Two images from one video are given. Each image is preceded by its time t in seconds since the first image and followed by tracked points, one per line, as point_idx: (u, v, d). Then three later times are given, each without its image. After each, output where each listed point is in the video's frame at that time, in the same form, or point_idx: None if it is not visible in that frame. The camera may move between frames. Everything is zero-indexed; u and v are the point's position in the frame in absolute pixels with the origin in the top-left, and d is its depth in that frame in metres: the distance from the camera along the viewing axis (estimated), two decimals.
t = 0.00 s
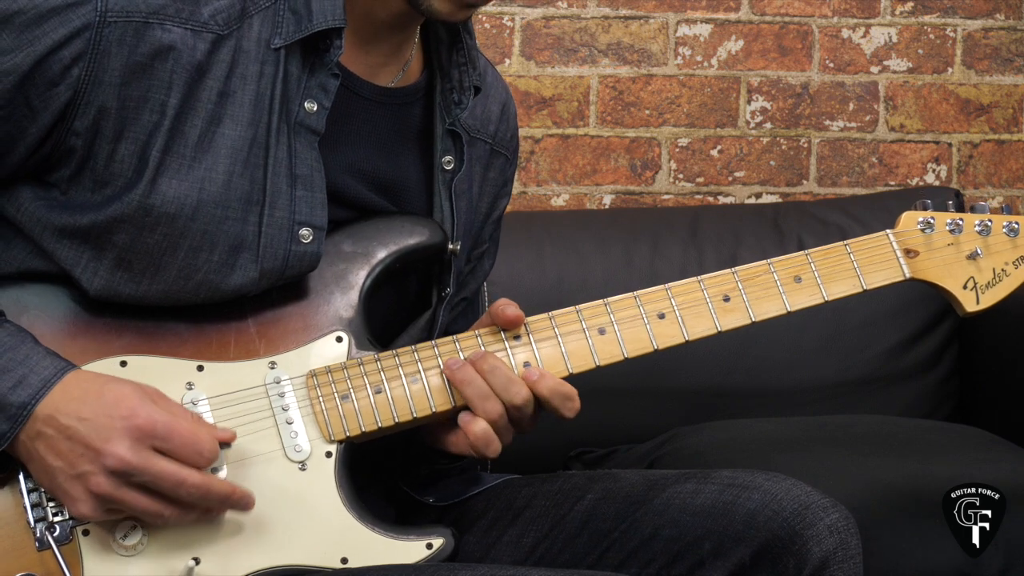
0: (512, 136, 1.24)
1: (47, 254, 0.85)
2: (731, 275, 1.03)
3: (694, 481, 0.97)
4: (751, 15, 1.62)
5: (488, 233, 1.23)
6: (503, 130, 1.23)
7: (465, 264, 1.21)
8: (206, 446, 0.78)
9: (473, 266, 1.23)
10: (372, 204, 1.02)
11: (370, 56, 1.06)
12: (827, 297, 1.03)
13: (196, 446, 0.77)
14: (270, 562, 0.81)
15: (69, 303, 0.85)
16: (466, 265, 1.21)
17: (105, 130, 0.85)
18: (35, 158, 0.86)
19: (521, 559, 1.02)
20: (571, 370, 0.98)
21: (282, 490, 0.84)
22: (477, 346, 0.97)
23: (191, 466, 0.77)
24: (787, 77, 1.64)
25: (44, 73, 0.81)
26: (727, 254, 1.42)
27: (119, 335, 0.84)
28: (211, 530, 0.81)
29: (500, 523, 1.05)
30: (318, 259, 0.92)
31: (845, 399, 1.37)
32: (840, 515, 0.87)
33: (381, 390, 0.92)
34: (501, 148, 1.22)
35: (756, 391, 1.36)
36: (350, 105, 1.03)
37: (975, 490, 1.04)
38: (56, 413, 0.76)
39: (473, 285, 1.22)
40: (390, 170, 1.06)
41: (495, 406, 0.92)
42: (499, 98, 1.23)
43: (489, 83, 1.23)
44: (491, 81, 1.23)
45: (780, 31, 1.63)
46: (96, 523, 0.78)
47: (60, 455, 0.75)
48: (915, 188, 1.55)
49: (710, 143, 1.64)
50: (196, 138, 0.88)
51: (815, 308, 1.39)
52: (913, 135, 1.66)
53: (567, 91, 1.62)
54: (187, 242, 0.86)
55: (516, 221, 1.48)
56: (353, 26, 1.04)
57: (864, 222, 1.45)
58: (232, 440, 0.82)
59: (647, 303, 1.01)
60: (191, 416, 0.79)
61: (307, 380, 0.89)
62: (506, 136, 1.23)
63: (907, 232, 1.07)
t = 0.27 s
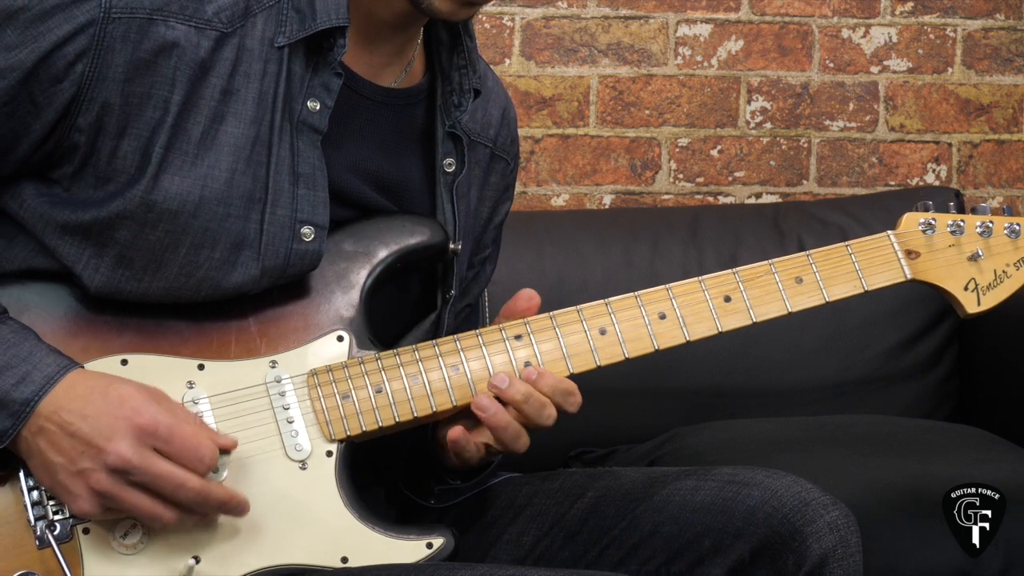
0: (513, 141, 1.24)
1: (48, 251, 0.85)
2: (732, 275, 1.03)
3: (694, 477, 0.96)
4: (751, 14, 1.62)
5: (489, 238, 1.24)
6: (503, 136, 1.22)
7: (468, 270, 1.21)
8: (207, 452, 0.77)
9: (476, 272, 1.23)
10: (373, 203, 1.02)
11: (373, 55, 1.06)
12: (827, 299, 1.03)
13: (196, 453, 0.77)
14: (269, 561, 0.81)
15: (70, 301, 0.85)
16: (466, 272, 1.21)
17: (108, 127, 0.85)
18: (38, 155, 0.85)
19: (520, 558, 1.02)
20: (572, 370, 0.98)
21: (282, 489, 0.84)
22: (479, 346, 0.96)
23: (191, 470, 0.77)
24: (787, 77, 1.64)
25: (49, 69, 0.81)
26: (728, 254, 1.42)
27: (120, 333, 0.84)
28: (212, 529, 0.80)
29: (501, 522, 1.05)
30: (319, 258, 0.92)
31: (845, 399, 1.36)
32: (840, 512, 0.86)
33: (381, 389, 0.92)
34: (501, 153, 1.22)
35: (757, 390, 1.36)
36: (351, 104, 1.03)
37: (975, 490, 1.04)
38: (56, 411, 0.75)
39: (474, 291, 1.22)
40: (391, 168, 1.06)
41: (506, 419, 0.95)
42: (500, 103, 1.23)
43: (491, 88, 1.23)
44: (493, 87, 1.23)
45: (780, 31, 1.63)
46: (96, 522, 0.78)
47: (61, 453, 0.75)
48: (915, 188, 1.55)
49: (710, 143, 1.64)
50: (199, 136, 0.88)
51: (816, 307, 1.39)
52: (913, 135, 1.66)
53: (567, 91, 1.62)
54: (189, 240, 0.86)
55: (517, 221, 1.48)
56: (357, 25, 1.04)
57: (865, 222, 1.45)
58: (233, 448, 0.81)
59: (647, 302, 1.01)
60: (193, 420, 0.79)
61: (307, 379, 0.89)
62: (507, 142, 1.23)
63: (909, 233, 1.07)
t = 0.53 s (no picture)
0: (513, 151, 1.24)
1: (48, 250, 0.85)
2: (732, 273, 1.03)
3: (695, 481, 0.96)
4: (751, 14, 1.62)
5: (489, 246, 1.24)
6: (503, 144, 1.23)
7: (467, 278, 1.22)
8: (208, 429, 0.78)
9: (476, 280, 1.23)
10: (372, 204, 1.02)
11: (374, 59, 1.06)
12: (828, 295, 1.03)
13: (198, 429, 0.77)
14: (268, 561, 0.81)
15: (70, 300, 0.85)
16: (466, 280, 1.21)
17: (109, 126, 0.86)
18: (39, 153, 0.86)
19: (521, 559, 1.03)
20: (570, 369, 0.98)
21: (280, 488, 0.84)
22: (477, 346, 0.96)
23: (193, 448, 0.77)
24: (787, 77, 1.64)
25: (51, 67, 0.82)
26: (727, 254, 1.42)
27: (118, 332, 0.84)
28: (211, 526, 0.81)
29: (501, 523, 1.06)
30: (318, 259, 0.92)
31: (845, 399, 1.36)
32: (841, 515, 0.86)
33: (379, 388, 0.92)
34: (501, 161, 1.23)
35: (757, 390, 1.36)
36: (351, 104, 1.03)
37: (975, 489, 1.04)
38: (55, 410, 0.76)
39: (473, 300, 1.23)
40: (390, 168, 1.06)
41: (505, 426, 0.95)
42: (501, 112, 1.23)
43: (492, 96, 1.23)
44: (495, 95, 1.24)
45: (780, 31, 1.63)
46: (94, 521, 0.78)
47: (58, 452, 0.75)
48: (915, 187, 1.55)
49: (710, 143, 1.64)
50: (199, 135, 0.88)
51: (815, 307, 1.39)
52: (913, 135, 1.66)
53: (567, 92, 1.62)
54: (188, 239, 0.86)
55: (516, 220, 1.48)
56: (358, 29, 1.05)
57: (864, 222, 1.44)
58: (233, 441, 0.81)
59: (646, 302, 1.01)
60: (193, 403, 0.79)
61: (305, 378, 0.89)
62: (507, 151, 1.23)
63: (910, 229, 1.07)
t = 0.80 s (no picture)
0: (514, 150, 1.24)
1: (50, 248, 0.85)
2: (734, 273, 1.03)
3: (695, 477, 0.96)
4: (751, 14, 1.62)
5: (490, 245, 1.24)
6: (504, 143, 1.22)
7: (468, 278, 1.21)
8: (204, 454, 0.77)
9: (476, 280, 1.23)
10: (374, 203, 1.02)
11: (376, 59, 1.06)
12: (829, 296, 1.03)
13: (194, 451, 0.76)
14: (269, 561, 0.81)
15: (71, 299, 0.85)
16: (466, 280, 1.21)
17: (110, 125, 0.85)
18: (41, 152, 0.85)
19: (521, 557, 1.02)
20: (573, 369, 0.98)
21: (282, 488, 0.84)
22: (480, 346, 0.96)
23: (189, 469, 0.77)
24: (787, 77, 1.64)
25: (53, 66, 0.81)
26: (727, 253, 1.42)
27: (120, 332, 0.84)
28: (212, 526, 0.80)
29: (502, 523, 1.05)
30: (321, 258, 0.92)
31: (846, 399, 1.36)
32: (841, 513, 0.86)
33: (382, 388, 0.92)
34: (502, 161, 1.22)
35: (757, 390, 1.36)
36: (353, 103, 1.03)
37: (975, 489, 1.04)
38: (57, 409, 0.75)
39: (474, 299, 1.22)
40: (392, 167, 1.05)
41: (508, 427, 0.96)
42: (503, 112, 1.23)
43: (493, 95, 1.23)
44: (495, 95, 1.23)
45: (780, 31, 1.63)
46: (96, 520, 0.78)
47: (61, 450, 0.75)
48: (915, 187, 1.55)
49: (710, 143, 1.64)
50: (201, 134, 0.88)
51: (815, 307, 1.39)
52: (913, 135, 1.66)
53: (567, 91, 1.62)
54: (190, 239, 0.86)
55: (517, 220, 1.47)
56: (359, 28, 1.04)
57: (864, 222, 1.45)
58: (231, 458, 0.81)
59: (649, 302, 1.01)
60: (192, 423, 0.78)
61: (307, 378, 0.89)
62: (508, 151, 1.23)
63: (912, 231, 1.07)
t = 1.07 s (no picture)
0: (514, 150, 1.24)
1: (49, 251, 0.85)
2: (732, 274, 1.03)
3: (695, 481, 0.96)
4: (751, 15, 1.62)
5: (488, 246, 1.24)
6: (504, 144, 1.22)
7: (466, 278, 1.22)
8: (205, 453, 0.77)
9: (475, 280, 1.23)
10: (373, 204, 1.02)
11: (375, 61, 1.06)
12: (828, 297, 1.03)
13: (195, 452, 0.77)
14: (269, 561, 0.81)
15: (70, 301, 0.85)
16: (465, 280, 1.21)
17: (109, 128, 0.86)
18: (39, 155, 0.86)
19: (521, 559, 1.02)
20: (572, 370, 0.98)
21: (282, 488, 0.84)
22: (478, 346, 0.96)
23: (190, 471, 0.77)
24: (787, 77, 1.64)
25: (51, 70, 0.81)
26: (727, 254, 1.42)
27: (119, 333, 0.84)
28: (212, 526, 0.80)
29: (501, 523, 1.05)
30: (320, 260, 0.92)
31: (846, 399, 1.36)
32: (841, 515, 0.87)
33: (381, 388, 0.92)
34: (501, 162, 1.22)
35: (757, 391, 1.36)
36: (352, 104, 1.03)
37: (975, 489, 1.03)
38: (57, 411, 0.76)
39: (473, 300, 1.22)
40: (391, 169, 1.06)
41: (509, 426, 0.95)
42: (501, 113, 1.23)
43: (492, 97, 1.23)
44: (494, 96, 1.23)
45: (780, 31, 1.63)
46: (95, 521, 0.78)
47: (61, 452, 0.75)
48: (915, 187, 1.55)
49: (710, 143, 1.64)
50: (199, 138, 0.88)
51: (815, 308, 1.39)
52: (913, 135, 1.66)
53: (567, 92, 1.62)
54: (189, 242, 0.86)
55: (517, 221, 1.48)
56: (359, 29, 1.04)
57: (864, 222, 1.45)
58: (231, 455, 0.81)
59: (647, 303, 1.01)
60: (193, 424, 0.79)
61: (307, 378, 0.89)
62: (507, 152, 1.23)
63: (910, 231, 1.07)
